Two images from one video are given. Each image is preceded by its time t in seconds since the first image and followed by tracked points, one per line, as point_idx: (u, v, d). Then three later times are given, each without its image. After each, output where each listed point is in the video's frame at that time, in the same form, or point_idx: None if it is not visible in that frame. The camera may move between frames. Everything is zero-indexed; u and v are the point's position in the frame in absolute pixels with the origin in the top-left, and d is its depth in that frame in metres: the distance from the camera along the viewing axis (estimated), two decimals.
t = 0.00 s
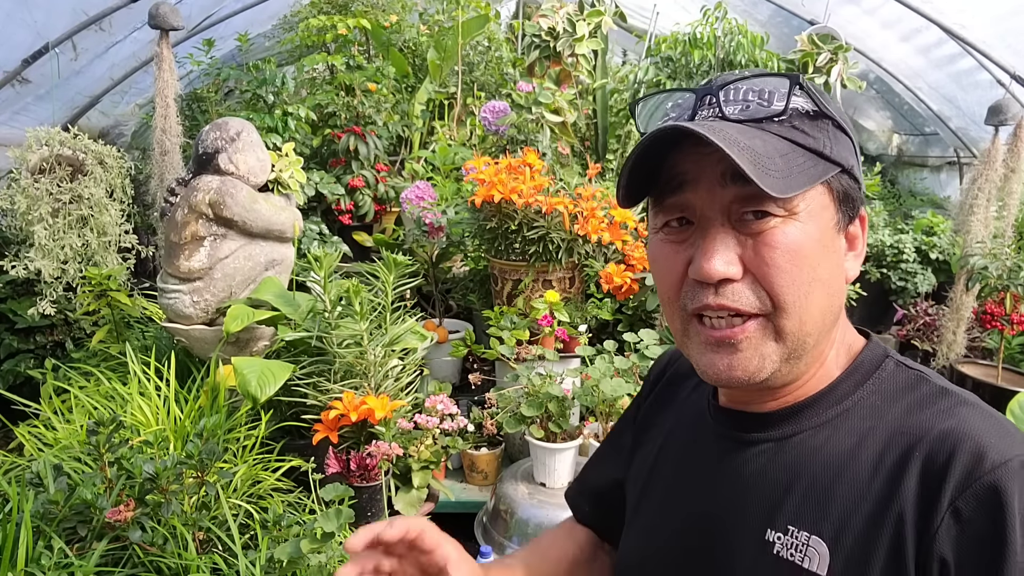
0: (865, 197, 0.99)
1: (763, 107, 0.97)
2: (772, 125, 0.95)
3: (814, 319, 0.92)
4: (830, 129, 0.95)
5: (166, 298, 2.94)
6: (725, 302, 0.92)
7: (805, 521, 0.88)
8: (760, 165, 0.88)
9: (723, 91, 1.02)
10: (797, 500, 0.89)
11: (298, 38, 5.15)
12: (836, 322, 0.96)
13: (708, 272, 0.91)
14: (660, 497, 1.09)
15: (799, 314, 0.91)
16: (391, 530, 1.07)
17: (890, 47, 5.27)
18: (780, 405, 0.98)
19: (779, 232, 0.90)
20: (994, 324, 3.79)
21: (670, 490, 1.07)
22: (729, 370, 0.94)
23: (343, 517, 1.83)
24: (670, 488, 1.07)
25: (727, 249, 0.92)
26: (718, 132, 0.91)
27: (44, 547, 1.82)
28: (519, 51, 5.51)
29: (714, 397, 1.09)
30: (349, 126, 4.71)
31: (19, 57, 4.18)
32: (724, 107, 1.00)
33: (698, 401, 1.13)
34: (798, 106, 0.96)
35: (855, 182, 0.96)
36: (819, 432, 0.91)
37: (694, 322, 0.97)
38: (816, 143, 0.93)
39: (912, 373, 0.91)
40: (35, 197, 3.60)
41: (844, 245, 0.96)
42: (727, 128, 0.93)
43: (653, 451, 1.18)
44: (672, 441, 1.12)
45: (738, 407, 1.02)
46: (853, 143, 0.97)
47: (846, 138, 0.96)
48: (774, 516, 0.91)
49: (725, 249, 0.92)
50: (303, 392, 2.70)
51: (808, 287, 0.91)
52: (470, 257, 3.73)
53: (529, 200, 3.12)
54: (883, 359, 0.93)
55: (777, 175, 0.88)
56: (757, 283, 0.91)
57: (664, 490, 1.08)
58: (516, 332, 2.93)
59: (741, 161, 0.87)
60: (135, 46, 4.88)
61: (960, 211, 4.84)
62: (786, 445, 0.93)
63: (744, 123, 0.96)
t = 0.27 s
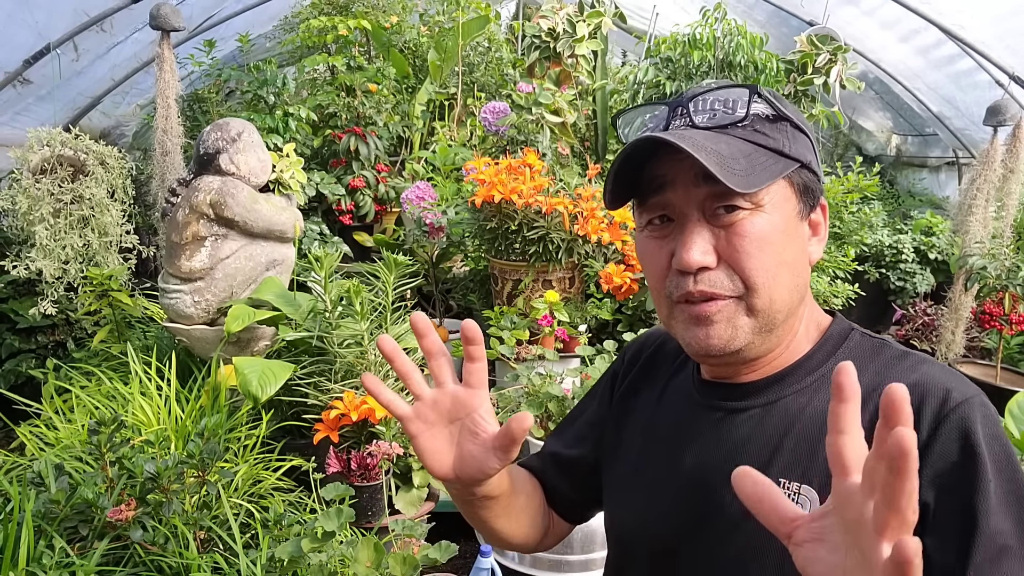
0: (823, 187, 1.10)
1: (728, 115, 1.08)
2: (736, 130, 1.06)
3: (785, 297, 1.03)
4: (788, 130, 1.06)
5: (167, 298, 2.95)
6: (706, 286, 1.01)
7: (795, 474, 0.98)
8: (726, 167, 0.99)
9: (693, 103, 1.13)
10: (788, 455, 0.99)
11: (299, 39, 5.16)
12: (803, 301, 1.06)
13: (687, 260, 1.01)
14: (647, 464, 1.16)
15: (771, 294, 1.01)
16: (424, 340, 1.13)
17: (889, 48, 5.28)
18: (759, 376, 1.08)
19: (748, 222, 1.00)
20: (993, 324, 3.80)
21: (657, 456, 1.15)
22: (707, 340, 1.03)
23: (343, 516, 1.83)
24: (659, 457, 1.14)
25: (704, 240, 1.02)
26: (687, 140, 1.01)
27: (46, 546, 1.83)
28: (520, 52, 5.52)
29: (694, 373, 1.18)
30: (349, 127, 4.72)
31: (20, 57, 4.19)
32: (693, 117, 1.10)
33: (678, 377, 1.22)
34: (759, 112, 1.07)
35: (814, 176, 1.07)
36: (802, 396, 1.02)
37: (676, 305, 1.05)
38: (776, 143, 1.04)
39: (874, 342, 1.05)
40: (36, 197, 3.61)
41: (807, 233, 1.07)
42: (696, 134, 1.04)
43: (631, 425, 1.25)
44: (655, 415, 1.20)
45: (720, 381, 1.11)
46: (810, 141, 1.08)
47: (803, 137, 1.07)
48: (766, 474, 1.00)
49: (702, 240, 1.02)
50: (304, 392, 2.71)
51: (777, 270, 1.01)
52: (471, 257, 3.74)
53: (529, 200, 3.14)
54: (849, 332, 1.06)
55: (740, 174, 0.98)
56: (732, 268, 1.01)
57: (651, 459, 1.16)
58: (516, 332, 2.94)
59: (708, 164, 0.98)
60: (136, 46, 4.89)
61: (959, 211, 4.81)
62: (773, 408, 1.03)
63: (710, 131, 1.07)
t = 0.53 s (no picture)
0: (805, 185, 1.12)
1: (713, 116, 1.10)
2: (720, 130, 1.08)
3: (768, 286, 1.05)
4: (771, 130, 1.08)
5: (167, 298, 2.95)
6: (695, 276, 1.03)
7: (780, 458, 1.01)
8: (710, 163, 1.01)
9: (680, 104, 1.14)
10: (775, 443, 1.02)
11: (299, 39, 5.16)
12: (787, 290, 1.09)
13: (675, 251, 1.03)
14: (638, 452, 1.18)
15: (755, 283, 1.04)
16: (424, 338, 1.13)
17: (889, 48, 5.28)
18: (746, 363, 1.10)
19: (733, 214, 1.03)
20: (993, 324, 3.80)
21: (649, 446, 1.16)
22: (694, 328, 1.05)
23: (343, 516, 1.83)
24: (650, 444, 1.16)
25: (691, 232, 1.04)
26: (674, 136, 1.04)
27: (46, 546, 1.83)
28: (519, 52, 5.53)
29: (683, 363, 1.19)
30: (349, 127, 4.72)
31: (20, 57, 4.19)
32: (680, 117, 1.13)
33: (668, 367, 1.23)
34: (742, 113, 1.09)
35: (794, 173, 1.10)
36: (785, 382, 1.04)
37: (665, 295, 1.07)
38: (758, 141, 1.06)
39: (855, 331, 1.07)
40: (36, 197, 3.61)
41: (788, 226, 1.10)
42: (680, 134, 1.06)
43: (622, 414, 1.26)
44: (645, 404, 1.21)
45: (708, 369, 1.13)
46: (791, 140, 1.10)
47: (784, 136, 1.09)
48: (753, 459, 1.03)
49: (689, 232, 1.04)
50: (304, 392, 2.71)
51: (762, 260, 1.04)
52: (471, 257, 3.74)
53: (529, 200, 3.14)
54: (828, 322, 1.08)
55: (724, 169, 1.00)
56: (719, 259, 1.03)
57: (642, 447, 1.17)
58: (516, 331, 2.94)
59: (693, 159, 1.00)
60: (137, 46, 4.89)
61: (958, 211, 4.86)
62: (758, 395, 1.05)
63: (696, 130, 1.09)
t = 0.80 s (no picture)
0: (777, 195, 1.02)
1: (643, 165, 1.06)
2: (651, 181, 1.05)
3: (738, 320, 1.02)
4: (706, 163, 1.00)
5: (168, 298, 2.95)
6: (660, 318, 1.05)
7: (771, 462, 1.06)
8: (627, 236, 0.99)
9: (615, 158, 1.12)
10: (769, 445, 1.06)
11: (299, 39, 5.16)
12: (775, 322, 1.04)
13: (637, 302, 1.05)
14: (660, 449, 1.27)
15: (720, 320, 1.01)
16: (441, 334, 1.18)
17: (889, 48, 5.28)
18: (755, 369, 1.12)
19: (689, 253, 1.00)
20: (993, 324, 3.81)
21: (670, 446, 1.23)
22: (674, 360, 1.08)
23: (344, 516, 1.84)
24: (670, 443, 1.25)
25: (649, 280, 1.04)
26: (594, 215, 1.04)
27: (47, 546, 1.84)
28: (519, 52, 5.53)
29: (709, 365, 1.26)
30: (350, 127, 4.73)
31: (21, 57, 4.19)
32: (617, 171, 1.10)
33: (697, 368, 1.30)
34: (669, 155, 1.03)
35: (751, 194, 1.00)
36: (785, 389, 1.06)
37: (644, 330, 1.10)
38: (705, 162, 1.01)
39: (870, 339, 1.05)
40: (36, 197, 3.62)
41: (764, 245, 1.02)
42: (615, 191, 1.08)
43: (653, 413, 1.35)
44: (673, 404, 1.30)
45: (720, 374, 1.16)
46: (744, 157, 1.01)
47: (730, 161, 1.00)
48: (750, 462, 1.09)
49: (648, 279, 1.04)
50: (304, 392, 2.71)
51: (727, 299, 1.01)
52: (471, 257, 3.74)
53: (529, 200, 3.14)
54: (845, 328, 1.06)
55: (643, 237, 0.98)
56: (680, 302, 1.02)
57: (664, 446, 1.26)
58: (516, 332, 2.95)
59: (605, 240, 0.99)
60: (137, 47, 4.89)
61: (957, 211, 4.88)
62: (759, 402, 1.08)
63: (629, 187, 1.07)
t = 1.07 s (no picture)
0: (768, 238, 1.00)
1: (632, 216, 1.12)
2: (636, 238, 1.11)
3: (741, 378, 1.06)
4: (681, 221, 1.03)
5: (168, 298, 2.95)
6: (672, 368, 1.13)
7: (772, 505, 1.06)
8: (600, 309, 1.11)
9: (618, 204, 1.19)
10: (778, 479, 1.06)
11: (299, 39, 5.16)
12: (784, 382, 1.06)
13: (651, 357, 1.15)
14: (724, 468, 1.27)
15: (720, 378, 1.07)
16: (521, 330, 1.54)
17: (889, 48, 5.29)
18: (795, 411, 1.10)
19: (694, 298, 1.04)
20: (992, 324, 3.81)
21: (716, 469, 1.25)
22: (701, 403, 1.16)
23: (344, 515, 1.84)
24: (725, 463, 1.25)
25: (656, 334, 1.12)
26: (583, 285, 1.16)
27: (47, 545, 1.84)
28: (519, 53, 5.54)
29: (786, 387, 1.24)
30: (350, 127, 4.73)
31: (21, 57, 4.19)
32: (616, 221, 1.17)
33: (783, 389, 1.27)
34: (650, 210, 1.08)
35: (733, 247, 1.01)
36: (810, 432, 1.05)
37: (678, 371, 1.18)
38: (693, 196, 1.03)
39: (919, 399, 0.97)
40: (37, 197, 3.62)
41: (769, 295, 1.02)
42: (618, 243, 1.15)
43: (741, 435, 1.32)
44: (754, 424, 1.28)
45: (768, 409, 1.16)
46: (724, 206, 1.01)
47: (708, 211, 1.02)
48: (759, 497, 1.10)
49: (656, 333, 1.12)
50: (304, 392, 2.72)
51: (723, 360, 1.05)
52: (471, 257, 3.75)
53: (529, 200, 3.14)
54: (898, 383, 1.00)
55: (613, 309, 1.09)
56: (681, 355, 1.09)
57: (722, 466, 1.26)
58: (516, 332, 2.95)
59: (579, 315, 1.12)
60: (137, 47, 4.89)
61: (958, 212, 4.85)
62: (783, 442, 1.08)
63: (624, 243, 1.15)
